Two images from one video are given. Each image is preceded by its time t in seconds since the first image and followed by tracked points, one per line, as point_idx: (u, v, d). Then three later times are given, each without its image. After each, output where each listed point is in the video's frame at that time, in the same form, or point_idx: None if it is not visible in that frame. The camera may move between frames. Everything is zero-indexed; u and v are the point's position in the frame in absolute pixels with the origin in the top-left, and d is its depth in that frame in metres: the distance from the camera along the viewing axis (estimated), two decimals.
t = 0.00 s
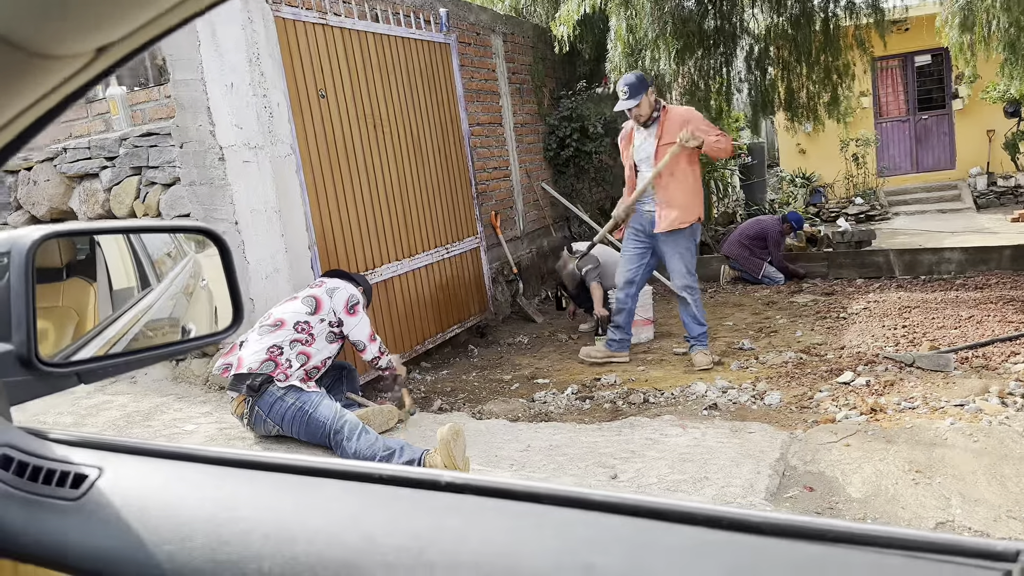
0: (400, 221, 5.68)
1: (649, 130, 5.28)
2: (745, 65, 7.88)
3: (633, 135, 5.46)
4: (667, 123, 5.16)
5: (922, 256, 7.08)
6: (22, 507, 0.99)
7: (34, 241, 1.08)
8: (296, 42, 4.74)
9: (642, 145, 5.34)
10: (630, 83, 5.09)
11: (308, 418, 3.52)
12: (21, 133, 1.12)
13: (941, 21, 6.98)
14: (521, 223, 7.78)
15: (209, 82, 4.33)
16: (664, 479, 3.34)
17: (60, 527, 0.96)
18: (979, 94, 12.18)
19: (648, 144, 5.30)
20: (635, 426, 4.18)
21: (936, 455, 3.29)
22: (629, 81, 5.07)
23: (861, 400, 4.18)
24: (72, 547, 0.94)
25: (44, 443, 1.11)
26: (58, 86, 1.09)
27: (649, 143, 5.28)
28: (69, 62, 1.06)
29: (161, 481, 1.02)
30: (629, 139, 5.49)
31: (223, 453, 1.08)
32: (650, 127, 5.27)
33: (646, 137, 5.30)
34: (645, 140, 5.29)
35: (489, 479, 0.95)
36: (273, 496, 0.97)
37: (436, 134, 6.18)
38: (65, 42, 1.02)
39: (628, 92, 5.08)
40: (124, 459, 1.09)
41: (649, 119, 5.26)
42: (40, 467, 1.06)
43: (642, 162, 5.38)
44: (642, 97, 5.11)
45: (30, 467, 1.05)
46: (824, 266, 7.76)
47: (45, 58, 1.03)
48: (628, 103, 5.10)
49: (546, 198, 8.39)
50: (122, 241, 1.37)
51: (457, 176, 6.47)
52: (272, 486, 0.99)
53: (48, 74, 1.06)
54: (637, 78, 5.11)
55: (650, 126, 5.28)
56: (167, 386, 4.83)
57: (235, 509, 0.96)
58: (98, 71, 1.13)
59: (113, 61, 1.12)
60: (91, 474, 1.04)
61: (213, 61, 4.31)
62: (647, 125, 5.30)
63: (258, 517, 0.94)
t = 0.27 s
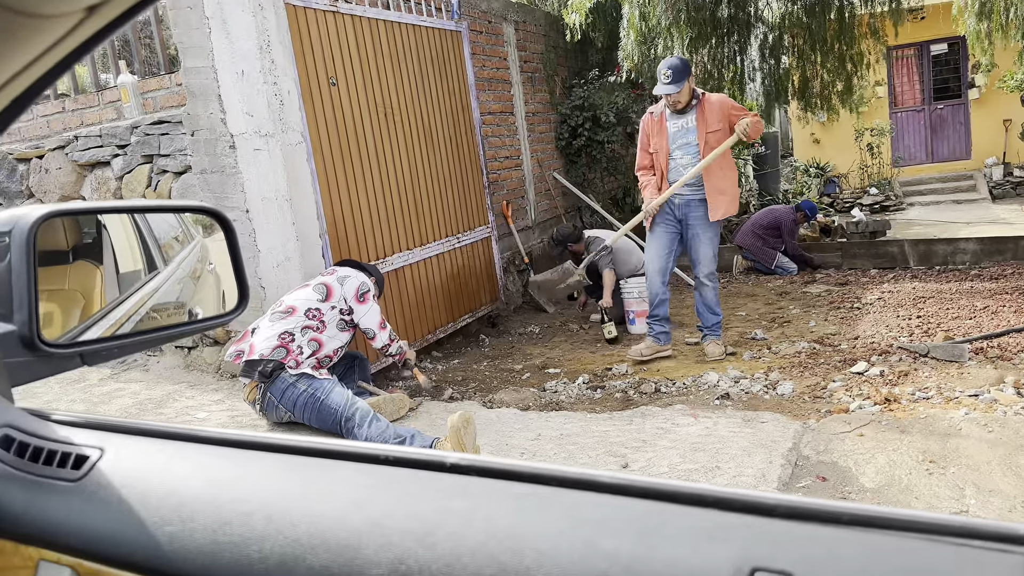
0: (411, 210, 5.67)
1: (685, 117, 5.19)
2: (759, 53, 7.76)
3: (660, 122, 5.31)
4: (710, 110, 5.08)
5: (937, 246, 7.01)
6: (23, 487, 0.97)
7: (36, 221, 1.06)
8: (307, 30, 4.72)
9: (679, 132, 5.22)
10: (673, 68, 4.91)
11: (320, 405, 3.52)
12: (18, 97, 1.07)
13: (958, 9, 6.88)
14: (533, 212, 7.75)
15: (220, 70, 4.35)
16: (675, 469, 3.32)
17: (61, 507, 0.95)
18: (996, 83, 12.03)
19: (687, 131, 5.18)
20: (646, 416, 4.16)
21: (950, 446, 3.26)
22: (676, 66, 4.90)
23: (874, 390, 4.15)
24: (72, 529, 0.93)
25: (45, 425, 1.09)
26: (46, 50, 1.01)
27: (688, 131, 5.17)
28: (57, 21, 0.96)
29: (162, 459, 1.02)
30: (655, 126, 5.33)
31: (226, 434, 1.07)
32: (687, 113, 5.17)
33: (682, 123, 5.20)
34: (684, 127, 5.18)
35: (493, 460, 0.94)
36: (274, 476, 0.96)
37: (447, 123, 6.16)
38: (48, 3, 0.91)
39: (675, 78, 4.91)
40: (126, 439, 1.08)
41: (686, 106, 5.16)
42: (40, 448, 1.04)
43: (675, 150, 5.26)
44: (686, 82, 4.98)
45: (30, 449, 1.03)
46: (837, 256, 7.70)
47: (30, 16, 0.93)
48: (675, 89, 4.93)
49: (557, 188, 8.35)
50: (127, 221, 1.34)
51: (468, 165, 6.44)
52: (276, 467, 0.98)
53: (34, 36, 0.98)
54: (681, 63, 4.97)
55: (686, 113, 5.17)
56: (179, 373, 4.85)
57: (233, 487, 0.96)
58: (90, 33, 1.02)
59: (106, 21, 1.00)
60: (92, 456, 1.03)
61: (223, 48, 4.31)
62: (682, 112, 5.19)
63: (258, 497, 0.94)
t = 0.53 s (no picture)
0: (414, 207, 5.67)
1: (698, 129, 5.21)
2: (762, 53, 7.81)
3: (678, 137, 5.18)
4: (719, 117, 5.21)
5: (939, 246, 7.01)
6: (40, 480, 0.99)
7: (51, 214, 1.07)
8: (310, 26, 4.72)
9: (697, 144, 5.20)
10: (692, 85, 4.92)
11: (322, 399, 3.53)
12: (26, 106, 1.09)
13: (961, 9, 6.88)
14: (534, 210, 7.75)
15: (225, 65, 4.35)
16: (677, 466, 3.33)
17: (78, 500, 0.96)
18: (999, 83, 12.01)
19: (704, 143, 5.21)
20: (647, 413, 4.17)
21: (952, 446, 3.27)
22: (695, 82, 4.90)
23: (876, 389, 4.16)
24: (89, 520, 0.94)
25: (60, 416, 1.10)
26: (55, 58, 1.02)
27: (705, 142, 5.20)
28: (84, 17, 0.97)
29: (176, 452, 1.03)
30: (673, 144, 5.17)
31: (239, 427, 1.08)
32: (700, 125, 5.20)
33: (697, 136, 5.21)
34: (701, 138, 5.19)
35: (506, 454, 0.94)
36: (288, 469, 0.97)
37: (450, 120, 6.16)
38: None
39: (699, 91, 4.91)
40: (140, 432, 1.08)
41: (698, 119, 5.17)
42: (56, 440, 1.05)
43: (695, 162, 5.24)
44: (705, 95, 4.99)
45: (46, 441, 1.04)
46: (839, 255, 7.70)
47: (59, 12, 0.94)
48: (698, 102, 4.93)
49: (559, 185, 8.35)
50: (136, 216, 1.35)
51: (471, 162, 6.44)
52: (289, 460, 0.99)
53: (48, 43, 0.99)
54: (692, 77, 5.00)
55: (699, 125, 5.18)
56: (181, 368, 4.86)
57: (247, 478, 0.97)
58: (100, 41, 1.03)
59: (119, 26, 1.02)
60: (107, 447, 1.04)
61: (228, 43, 4.32)
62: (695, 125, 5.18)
63: (272, 490, 0.94)
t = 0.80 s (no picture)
0: (406, 208, 5.67)
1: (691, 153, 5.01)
2: (754, 58, 7.76)
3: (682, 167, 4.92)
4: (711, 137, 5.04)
5: (928, 252, 7.05)
6: (30, 474, 0.98)
7: (43, 207, 1.06)
8: (303, 26, 4.71)
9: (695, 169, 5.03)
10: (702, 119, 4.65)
11: (312, 401, 3.50)
12: (23, 91, 1.10)
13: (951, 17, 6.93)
14: (526, 213, 7.75)
15: (216, 63, 4.33)
16: (668, 469, 3.33)
17: (67, 495, 0.95)
18: (987, 91, 12.12)
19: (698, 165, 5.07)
20: (638, 416, 4.17)
21: (942, 450, 3.28)
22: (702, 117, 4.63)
23: (866, 394, 4.17)
24: (80, 515, 0.93)
25: (49, 411, 1.09)
26: (59, 38, 1.03)
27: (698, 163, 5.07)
28: None
29: (170, 448, 1.02)
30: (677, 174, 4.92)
31: (231, 424, 1.07)
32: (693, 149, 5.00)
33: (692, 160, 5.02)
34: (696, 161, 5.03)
35: (503, 452, 0.94)
36: (284, 465, 0.97)
37: (442, 121, 6.16)
38: None
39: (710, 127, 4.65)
40: (131, 427, 1.08)
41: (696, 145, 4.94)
42: (45, 435, 1.04)
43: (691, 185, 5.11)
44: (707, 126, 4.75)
45: (35, 436, 1.03)
46: (828, 261, 7.73)
47: None
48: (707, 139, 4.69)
49: (551, 189, 8.36)
50: (127, 210, 1.32)
51: (463, 164, 6.45)
52: (283, 457, 0.98)
53: (50, 22, 0.99)
54: (695, 109, 4.69)
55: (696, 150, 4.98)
56: (170, 369, 4.83)
57: (242, 473, 0.97)
58: (98, 25, 1.04)
59: (116, 12, 1.02)
60: (97, 443, 1.03)
61: (219, 42, 4.30)
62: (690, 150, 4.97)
63: (267, 486, 0.94)
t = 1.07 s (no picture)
0: (385, 214, 5.65)
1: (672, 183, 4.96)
2: (732, 70, 7.91)
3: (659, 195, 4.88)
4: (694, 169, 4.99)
5: (902, 263, 7.16)
6: (4, 481, 0.97)
7: (20, 208, 1.06)
8: (284, 30, 4.69)
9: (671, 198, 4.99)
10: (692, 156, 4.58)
11: (289, 408, 3.47)
12: (11, 88, 1.08)
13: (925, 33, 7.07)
14: (506, 219, 7.76)
15: (195, 67, 4.31)
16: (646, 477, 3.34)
17: (44, 500, 0.94)
18: (960, 106, 12.34)
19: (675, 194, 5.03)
20: (617, 424, 4.18)
21: (915, 459, 3.32)
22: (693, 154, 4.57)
23: (841, 403, 4.22)
24: (54, 522, 0.92)
25: (26, 415, 1.09)
26: (55, 33, 1.00)
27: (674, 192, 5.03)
28: None
29: (149, 457, 1.01)
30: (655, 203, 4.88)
31: (210, 428, 1.07)
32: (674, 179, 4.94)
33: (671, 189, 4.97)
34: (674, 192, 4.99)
35: (487, 457, 0.94)
36: (264, 470, 0.96)
37: (423, 128, 6.16)
38: None
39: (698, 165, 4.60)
40: (108, 432, 1.07)
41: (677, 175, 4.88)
42: (22, 440, 1.03)
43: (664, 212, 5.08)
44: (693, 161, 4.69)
45: (12, 440, 1.03)
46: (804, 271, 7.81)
47: None
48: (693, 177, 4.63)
49: (531, 196, 8.38)
50: (107, 212, 1.33)
51: (443, 171, 6.44)
52: (264, 462, 0.98)
53: (46, 18, 0.97)
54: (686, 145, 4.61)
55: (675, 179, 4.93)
56: (144, 374, 4.77)
57: (222, 478, 0.96)
58: (94, 22, 1.02)
59: (111, 9, 1.00)
60: (75, 448, 1.02)
61: (199, 44, 4.28)
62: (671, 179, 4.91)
63: (247, 492, 0.93)
